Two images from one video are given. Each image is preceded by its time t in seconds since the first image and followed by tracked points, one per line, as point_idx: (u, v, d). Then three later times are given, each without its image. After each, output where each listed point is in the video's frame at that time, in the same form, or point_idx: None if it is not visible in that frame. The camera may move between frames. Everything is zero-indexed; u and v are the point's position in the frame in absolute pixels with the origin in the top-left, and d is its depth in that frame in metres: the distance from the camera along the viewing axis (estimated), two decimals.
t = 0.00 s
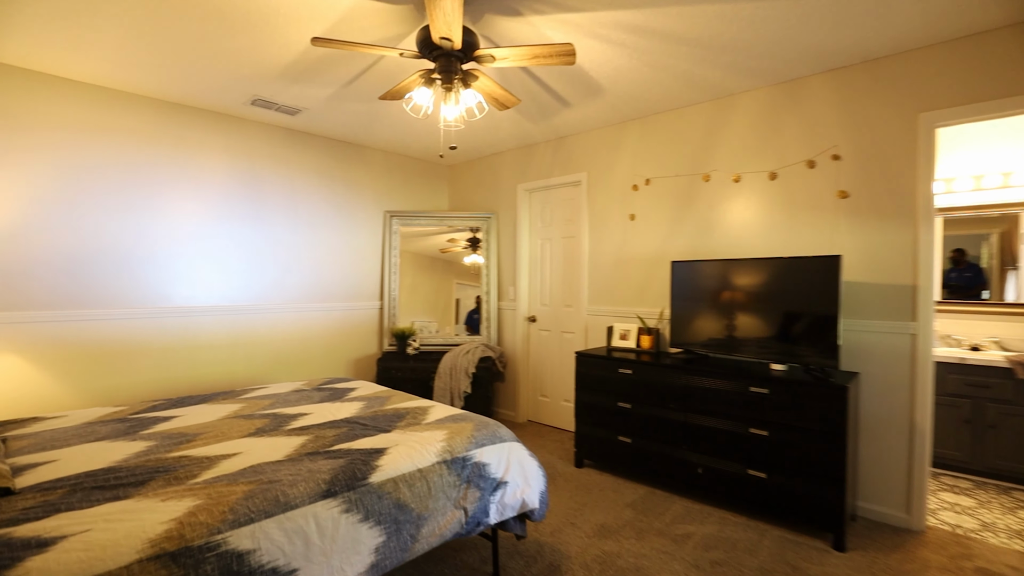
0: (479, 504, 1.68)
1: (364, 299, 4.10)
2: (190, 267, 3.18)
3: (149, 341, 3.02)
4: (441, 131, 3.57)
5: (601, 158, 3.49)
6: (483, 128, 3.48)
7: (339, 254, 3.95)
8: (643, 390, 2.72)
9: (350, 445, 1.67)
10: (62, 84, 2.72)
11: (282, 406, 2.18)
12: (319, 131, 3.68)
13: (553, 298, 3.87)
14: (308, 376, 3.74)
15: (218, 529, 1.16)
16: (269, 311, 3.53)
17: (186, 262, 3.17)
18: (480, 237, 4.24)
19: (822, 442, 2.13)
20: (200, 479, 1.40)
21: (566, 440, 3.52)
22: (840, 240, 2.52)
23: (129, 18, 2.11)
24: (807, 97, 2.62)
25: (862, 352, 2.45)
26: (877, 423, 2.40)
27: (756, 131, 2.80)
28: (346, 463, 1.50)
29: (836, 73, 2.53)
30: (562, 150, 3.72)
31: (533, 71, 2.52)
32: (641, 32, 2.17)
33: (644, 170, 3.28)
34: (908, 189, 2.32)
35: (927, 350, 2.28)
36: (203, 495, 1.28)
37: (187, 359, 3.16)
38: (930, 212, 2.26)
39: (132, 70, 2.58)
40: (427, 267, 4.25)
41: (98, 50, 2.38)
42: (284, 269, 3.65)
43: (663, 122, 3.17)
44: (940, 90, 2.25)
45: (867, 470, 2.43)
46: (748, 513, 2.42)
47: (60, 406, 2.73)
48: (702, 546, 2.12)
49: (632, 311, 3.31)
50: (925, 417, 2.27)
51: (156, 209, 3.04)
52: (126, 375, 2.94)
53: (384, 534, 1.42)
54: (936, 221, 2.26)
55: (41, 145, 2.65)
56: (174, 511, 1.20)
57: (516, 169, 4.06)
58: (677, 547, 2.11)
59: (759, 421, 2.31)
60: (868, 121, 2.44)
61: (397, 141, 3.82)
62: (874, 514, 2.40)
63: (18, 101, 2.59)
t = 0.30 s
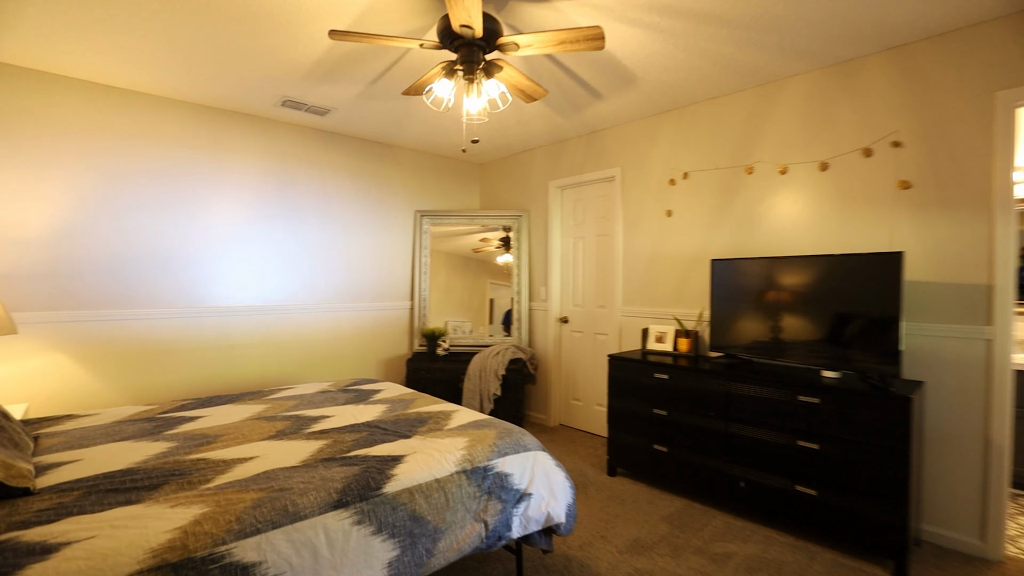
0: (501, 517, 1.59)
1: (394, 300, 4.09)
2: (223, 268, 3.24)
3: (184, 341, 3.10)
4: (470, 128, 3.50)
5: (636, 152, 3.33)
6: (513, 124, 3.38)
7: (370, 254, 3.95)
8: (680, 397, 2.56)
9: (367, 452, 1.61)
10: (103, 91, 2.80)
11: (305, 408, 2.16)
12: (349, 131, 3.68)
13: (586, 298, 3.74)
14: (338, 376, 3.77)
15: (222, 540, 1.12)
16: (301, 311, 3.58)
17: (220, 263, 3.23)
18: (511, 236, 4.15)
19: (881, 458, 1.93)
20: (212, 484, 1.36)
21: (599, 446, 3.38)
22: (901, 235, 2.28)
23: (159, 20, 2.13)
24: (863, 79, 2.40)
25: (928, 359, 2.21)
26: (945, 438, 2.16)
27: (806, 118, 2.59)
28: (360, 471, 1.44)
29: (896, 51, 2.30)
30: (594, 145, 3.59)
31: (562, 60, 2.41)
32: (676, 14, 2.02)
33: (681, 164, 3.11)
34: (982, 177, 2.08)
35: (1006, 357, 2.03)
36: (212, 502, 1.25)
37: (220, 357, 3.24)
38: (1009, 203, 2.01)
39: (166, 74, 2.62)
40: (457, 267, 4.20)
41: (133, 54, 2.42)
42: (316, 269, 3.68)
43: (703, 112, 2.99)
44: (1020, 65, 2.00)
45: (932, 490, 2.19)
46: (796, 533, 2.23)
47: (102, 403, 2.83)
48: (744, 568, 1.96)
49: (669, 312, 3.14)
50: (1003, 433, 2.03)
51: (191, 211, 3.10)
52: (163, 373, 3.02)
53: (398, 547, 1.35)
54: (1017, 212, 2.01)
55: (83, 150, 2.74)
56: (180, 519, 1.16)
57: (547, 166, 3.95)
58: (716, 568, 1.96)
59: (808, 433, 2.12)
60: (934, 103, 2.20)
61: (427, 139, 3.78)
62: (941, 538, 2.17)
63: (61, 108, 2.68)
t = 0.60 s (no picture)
0: (511, 531, 1.48)
1: (416, 299, 4.04)
2: (246, 266, 3.26)
3: (208, 339, 3.12)
4: (492, 122, 3.41)
5: (666, 144, 3.17)
6: (536, 116, 3.27)
7: (392, 252, 3.91)
8: (711, 402, 2.39)
9: (371, 457, 1.53)
10: (129, 91, 2.84)
11: (317, 409, 2.10)
12: (371, 129, 3.65)
13: (612, 298, 3.59)
14: (360, 375, 3.74)
15: (207, 550, 1.05)
16: (322, 310, 3.57)
17: (243, 261, 3.25)
18: (535, 233, 4.04)
19: (938, 475, 1.73)
20: (208, 489, 1.31)
21: (625, 452, 3.23)
22: (961, 228, 2.06)
23: (174, 16, 2.12)
24: (917, 56, 2.18)
25: (994, 365, 1.99)
26: (1013, 455, 1.93)
27: (851, 102, 2.38)
28: (360, 479, 1.36)
29: (955, 24, 2.08)
30: (621, 138, 3.44)
31: (584, 46, 2.29)
32: None
33: (713, 154, 2.93)
34: None
35: None
36: (202, 508, 1.19)
37: (243, 355, 3.25)
38: None
39: (187, 73, 2.63)
40: (480, 265, 4.12)
41: (153, 53, 2.43)
42: (338, 268, 3.66)
43: (738, 99, 2.81)
44: None
45: (998, 512, 1.97)
46: (839, 554, 2.04)
47: (128, 399, 2.87)
48: None
49: (700, 312, 2.97)
50: None
51: (214, 210, 3.13)
52: (187, 370, 3.05)
53: (397, 561, 1.27)
54: None
55: (110, 150, 2.78)
56: (166, 526, 1.11)
57: (572, 161, 3.82)
58: None
59: (854, 446, 1.93)
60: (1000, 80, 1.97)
61: (449, 135, 3.71)
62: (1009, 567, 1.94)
63: (89, 110, 2.73)
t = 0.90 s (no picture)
0: (514, 549, 1.39)
1: (433, 299, 3.98)
2: (262, 267, 3.25)
3: (223, 340, 3.13)
4: (508, 118, 3.32)
5: (689, 137, 3.01)
6: (553, 111, 3.16)
7: (408, 252, 3.86)
8: (736, 411, 2.24)
9: (367, 466, 1.45)
10: (146, 93, 2.87)
11: (322, 412, 2.05)
12: (386, 127, 3.61)
13: (633, 298, 3.44)
14: (376, 376, 3.70)
15: (180, 568, 0.99)
16: (337, 310, 3.54)
17: (258, 261, 3.24)
18: (554, 232, 3.92)
19: (994, 497, 1.55)
20: (194, 498, 1.26)
21: (646, 459, 3.09)
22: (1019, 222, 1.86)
23: (181, 14, 2.10)
24: (967, 33, 1.98)
25: None
26: None
27: (892, 86, 2.19)
28: (351, 491, 1.28)
29: None
30: (643, 131, 3.29)
31: (599, 32, 2.17)
32: None
33: (740, 147, 2.76)
34: None
35: None
36: (183, 520, 1.13)
37: (258, 355, 3.25)
38: None
39: (199, 73, 2.63)
40: (498, 265, 4.04)
41: (165, 53, 2.43)
42: (353, 268, 3.63)
43: (767, 87, 2.64)
44: None
45: None
46: None
47: (144, 399, 2.89)
48: None
49: (726, 313, 2.80)
50: None
51: (229, 211, 3.13)
52: (202, 370, 3.06)
53: None
54: None
55: (127, 152, 2.81)
56: (141, 540, 1.05)
57: (592, 156, 3.69)
58: None
59: (895, 462, 1.75)
60: None
61: (465, 132, 3.63)
62: None
63: (106, 112, 2.76)
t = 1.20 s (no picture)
0: (518, 568, 1.29)
1: (451, 299, 3.92)
2: (280, 267, 3.25)
3: (241, 339, 3.14)
4: (526, 113, 3.22)
5: (717, 128, 2.85)
6: (572, 104, 3.05)
7: (426, 252, 3.81)
8: (766, 420, 2.09)
9: (364, 476, 1.38)
10: (166, 95, 2.91)
11: (329, 415, 2.00)
12: (404, 125, 3.57)
13: (658, 299, 3.30)
14: (394, 378, 3.66)
15: None
16: (355, 310, 3.51)
17: (276, 261, 3.24)
18: (575, 230, 3.80)
19: None
20: (181, 506, 1.21)
21: (670, 468, 2.94)
22: None
23: (191, 13, 2.09)
24: None
25: None
26: None
27: (942, 66, 1.99)
28: (342, 503, 1.21)
29: None
30: (667, 124, 3.14)
31: (616, 17, 2.05)
32: None
33: (771, 137, 2.59)
34: None
35: None
36: (164, 532, 1.08)
37: (276, 355, 3.25)
38: None
39: (215, 73, 2.63)
40: (518, 265, 3.94)
41: (180, 54, 2.44)
42: (371, 268, 3.59)
43: (800, 72, 2.46)
44: None
45: None
46: None
47: (165, 398, 2.92)
48: None
49: (756, 315, 2.63)
50: None
51: (247, 211, 3.14)
52: (221, 370, 3.07)
53: None
54: None
55: (147, 154, 2.86)
56: (118, 552, 1.00)
57: (614, 151, 3.56)
58: None
59: (947, 482, 1.58)
60: None
61: (483, 128, 3.56)
62: None
63: (128, 115, 2.82)
